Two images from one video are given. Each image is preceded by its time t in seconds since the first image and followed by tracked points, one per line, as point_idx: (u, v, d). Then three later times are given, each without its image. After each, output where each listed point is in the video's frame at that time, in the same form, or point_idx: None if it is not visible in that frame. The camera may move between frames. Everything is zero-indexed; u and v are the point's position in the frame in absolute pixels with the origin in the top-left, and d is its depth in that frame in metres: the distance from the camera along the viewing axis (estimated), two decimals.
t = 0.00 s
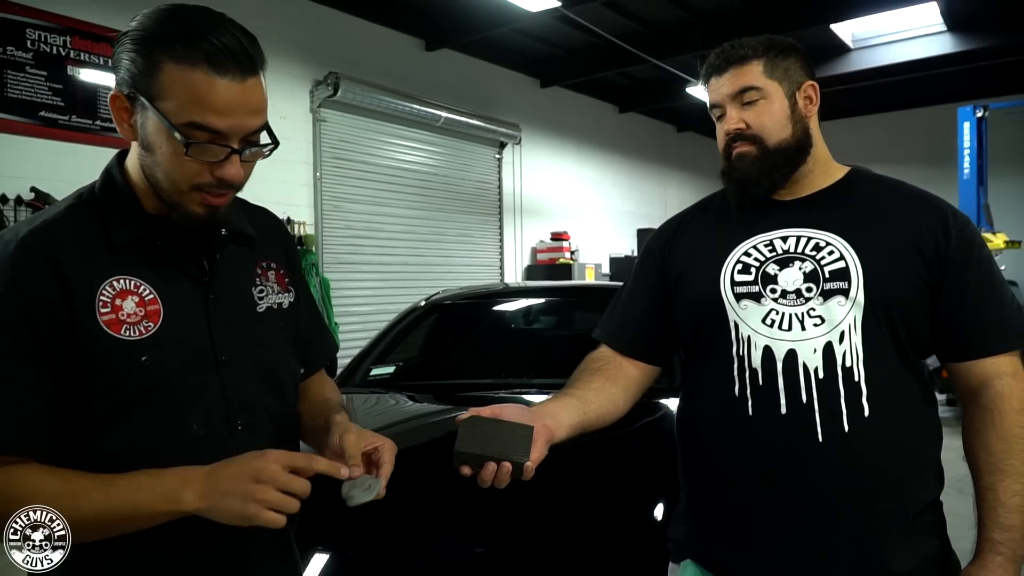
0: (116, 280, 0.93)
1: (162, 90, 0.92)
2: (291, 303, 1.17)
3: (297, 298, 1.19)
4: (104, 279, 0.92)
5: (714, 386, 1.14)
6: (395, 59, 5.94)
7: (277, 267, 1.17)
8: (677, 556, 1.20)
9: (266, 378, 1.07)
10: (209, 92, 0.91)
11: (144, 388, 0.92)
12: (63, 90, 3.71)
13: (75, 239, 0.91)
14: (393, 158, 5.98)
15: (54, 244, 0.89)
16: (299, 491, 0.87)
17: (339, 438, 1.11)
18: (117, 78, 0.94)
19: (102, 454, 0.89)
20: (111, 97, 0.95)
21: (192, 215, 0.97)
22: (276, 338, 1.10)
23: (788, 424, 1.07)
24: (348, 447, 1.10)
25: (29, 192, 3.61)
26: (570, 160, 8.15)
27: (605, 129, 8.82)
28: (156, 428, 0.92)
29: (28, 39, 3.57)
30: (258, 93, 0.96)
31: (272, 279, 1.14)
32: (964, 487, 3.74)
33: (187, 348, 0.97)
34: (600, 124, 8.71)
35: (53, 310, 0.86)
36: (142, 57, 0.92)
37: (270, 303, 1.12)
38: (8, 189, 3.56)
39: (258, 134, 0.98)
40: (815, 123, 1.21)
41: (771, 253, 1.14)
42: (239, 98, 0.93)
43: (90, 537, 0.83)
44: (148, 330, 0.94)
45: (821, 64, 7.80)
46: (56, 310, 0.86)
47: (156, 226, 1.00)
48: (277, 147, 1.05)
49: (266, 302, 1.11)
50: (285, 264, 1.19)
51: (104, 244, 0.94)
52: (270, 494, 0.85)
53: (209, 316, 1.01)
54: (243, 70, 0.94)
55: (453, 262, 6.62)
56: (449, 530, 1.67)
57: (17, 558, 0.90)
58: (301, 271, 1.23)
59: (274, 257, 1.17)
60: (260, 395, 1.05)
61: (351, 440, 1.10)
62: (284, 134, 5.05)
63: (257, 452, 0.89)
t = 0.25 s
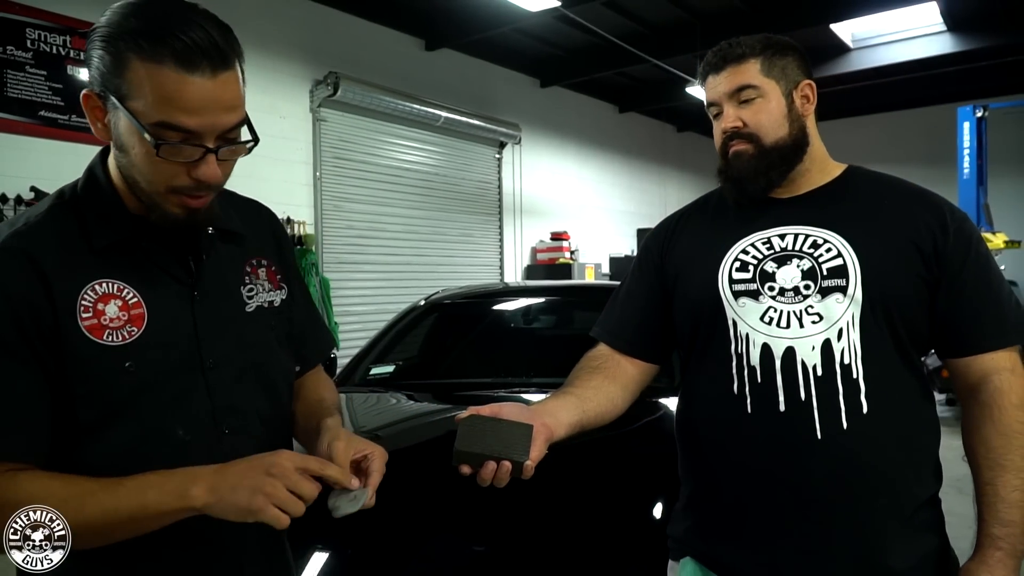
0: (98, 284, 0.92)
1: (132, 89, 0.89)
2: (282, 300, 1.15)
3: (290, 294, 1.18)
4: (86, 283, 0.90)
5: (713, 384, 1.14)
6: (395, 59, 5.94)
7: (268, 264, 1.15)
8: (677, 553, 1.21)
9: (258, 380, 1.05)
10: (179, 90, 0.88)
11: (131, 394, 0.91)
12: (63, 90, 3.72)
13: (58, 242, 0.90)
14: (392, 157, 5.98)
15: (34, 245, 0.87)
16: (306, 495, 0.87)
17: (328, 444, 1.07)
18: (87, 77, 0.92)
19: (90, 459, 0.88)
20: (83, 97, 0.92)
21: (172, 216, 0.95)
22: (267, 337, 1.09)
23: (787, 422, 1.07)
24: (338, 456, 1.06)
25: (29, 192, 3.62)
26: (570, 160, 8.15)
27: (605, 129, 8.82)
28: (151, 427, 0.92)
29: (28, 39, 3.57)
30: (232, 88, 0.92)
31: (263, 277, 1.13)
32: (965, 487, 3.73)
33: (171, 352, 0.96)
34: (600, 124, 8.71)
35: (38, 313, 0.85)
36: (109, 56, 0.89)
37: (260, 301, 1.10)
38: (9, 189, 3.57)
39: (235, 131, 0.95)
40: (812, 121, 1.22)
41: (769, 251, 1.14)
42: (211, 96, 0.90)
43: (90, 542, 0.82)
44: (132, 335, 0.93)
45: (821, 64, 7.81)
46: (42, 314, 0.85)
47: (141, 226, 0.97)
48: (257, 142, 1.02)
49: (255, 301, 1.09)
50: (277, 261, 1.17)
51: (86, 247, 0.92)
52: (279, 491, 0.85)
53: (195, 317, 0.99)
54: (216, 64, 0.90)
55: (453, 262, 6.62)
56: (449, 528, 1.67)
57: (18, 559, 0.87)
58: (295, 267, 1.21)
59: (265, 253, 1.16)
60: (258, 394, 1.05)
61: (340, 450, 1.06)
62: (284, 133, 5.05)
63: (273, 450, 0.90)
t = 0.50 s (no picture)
0: (92, 280, 0.91)
1: (124, 82, 0.88)
2: (281, 295, 1.15)
3: (290, 289, 1.18)
4: (80, 280, 0.90)
5: (715, 379, 1.15)
6: (395, 58, 5.94)
7: (266, 259, 1.15)
8: (680, 548, 1.21)
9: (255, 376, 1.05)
10: (171, 83, 0.87)
11: (125, 392, 0.90)
12: (63, 89, 3.71)
13: (52, 236, 0.89)
14: (393, 157, 5.99)
15: (28, 240, 0.86)
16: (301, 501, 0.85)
17: (326, 445, 1.06)
18: (79, 69, 0.91)
19: (87, 456, 0.87)
20: (76, 90, 0.92)
21: (166, 211, 0.94)
22: (265, 334, 1.08)
23: (790, 416, 1.07)
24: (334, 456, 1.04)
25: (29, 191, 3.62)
26: (570, 160, 8.15)
27: (606, 129, 8.82)
28: (151, 421, 0.92)
29: (28, 37, 3.57)
30: (226, 81, 0.92)
31: (262, 272, 1.13)
32: (965, 486, 3.74)
33: (165, 350, 0.95)
34: (601, 123, 8.71)
35: (31, 310, 0.84)
36: (101, 48, 0.89)
37: (258, 297, 1.10)
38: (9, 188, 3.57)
39: (230, 125, 0.94)
40: (812, 116, 1.22)
41: (771, 245, 1.14)
42: (205, 88, 0.89)
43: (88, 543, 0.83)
44: (126, 331, 0.92)
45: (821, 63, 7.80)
46: (33, 312, 0.84)
47: (138, 223, 0.97)
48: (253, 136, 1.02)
49: (253, 296, 1.09)
50: (275, 256, 1.17)
51: (79, 243, 0.91)
52: (273, 496, 0.84)
53: (191, 313, 0.99)
54: (210, 57, 0.90)
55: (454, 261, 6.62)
56: (449, 525, 1.67)
57: (18, 559, 0.88)
58: (295, 262, 1.21)
59: (263, 248, 1.15)
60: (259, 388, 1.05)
61: (337, 451, 1.05)
62: (284, 132, 5.05)
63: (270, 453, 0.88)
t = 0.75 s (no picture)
0: (95, 271, 0.91)
1: (130, 69, 0.89)
2: (286, 286, 1.16)
3: (295, 281, 1.18)
4: (84, 270, 0.90)
5: (718, 373, 1.15)
6: (396, 56, 5.94)
7: (272, 251, 1.15)
8: (684, 541, 1.21)
9: (258, 368, 1.05)
10: (178, 70, 0.88)
11: (128, 383, 0.90)
12: (64, 86, 3.72)
13: (56, 225, 0.90)
14: (394, 155, 5.99)
15: (33, 230, 0.87)
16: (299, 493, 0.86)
17: (333, 438, 1.07)
18: (85, 56, 0.92)
19: (92, 447, 0.88)
20: (82, 79, 0.93)
21: (173, 201, 0.95)
22: (270, 326, 1.09)
23: (794, 409, 1.07)
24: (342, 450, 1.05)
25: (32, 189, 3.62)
26: (571, 158, 8.15)
27: (607, 128, 8.82)
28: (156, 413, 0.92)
29: (29, 35, 3.57)
30: (233, 69, 0.92)
31: (267, 263, 1.13)
32: (967, 483, 3.74)
33: (171, 341, 0.95)
34: (601, 122, 8.72)
35: (33, 300, 0.84)
36: (106, 35, 0.89)
37: (263, 288, 1.10)
38: (12, 186, 3.58)
39: (236, 113, 0.95)
40: (816, 107, 1.23)
41: (773, 239, 1.14)
42: (211, 76, 0.90)
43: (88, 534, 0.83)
44: (131, 323, 0.92)
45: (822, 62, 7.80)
46: (38, 302, 0.85)
47: (143, 214, 0.97)
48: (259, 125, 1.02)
49: (258, 288, 1.09)
50: (280, 247, 1.17)
51: (83, 234, 0.92)
52: (270, 488, 0.84)
53: (196, 304, 0.99)
54: (216, 45, 0.90)
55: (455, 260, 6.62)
56: (452, 520, 1.68)
57: (18, 558, 0.89)
58: (300, 254, 1.21)
59: (268, 239, 1.16)
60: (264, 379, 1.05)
61: (344, 444, 1.05)
62: (285, 130, 5.05)
63: (269, 444, 0.89)
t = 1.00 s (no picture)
0: (105, 262, 0.91)
1: (132, 48, 0.88)
2: (295, 282, 1.15)
3: (303, 277, 1.17)
4: (93, 262, 0.90)
5: (725, 368, 1.14)
6: (397, 54, 5.93)
7: (282, 245, 1.15)
8: (688, 537, 1.21)
9: (266, 362, 1.05)
10: (178, 47, 0.87)
11: (135, 375, 0.90)
12: (66, 85, 3.71)
13: (66, 216, 0.89)
14: (395, 153, 5.99)
15: (43, 221, 0.87)
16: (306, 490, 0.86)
17: (345, 431, 1.06)
18: (92, 42, 0.92)
19: (99, 438, 0.87)
20: (89, 65, 0.92)
21: (177, 183, 0.93)
22: (278, 320, 1.08)
23: (799, 405, 1.07)
24: (353, 444, 1.04)
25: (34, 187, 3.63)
26: (572, 157, 8.15)
27: (608, 127, 8.82)
28: (163, 406, 0.92)
29: (31, 33, 3.57)
30: (235, 45, 0.91)
31: (277, 258, 1.12)
32: (969, 481, 3.73)
33: (180, 332, 0.95)
34: (603, 121, 8.71)
35: (41, 290, 0.84)
36: (110, 16, 0.89)
37: (272, 283, 1.10)
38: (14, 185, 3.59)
39: (239, 91, 0.93)
40: (822, 102, 1.23)
41: (779, 233, 1.14)
42: (211, 51, 0.88)
43: (91, 528, 0.82)
44: (140, 315, 0.92)
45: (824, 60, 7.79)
46: (47, 293, 0.85)
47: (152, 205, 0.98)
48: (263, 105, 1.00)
49: (267, 282, 1.09)
50: (289, 242, 1.17)
51: (94, 224, 0.92)
52: (278, 487, 0.84)
53: (206, 297, 0.99)
54: (217, 21, 0.89)
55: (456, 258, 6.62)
56: (455, 517, 1.68)
57: (18, 558, 0.89)
58: (308, 251, 1.21)
59: (278, 233, 1.15)
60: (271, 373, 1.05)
61: (356, 438, 1.04)
62: (286, 128, 5.05)
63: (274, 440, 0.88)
